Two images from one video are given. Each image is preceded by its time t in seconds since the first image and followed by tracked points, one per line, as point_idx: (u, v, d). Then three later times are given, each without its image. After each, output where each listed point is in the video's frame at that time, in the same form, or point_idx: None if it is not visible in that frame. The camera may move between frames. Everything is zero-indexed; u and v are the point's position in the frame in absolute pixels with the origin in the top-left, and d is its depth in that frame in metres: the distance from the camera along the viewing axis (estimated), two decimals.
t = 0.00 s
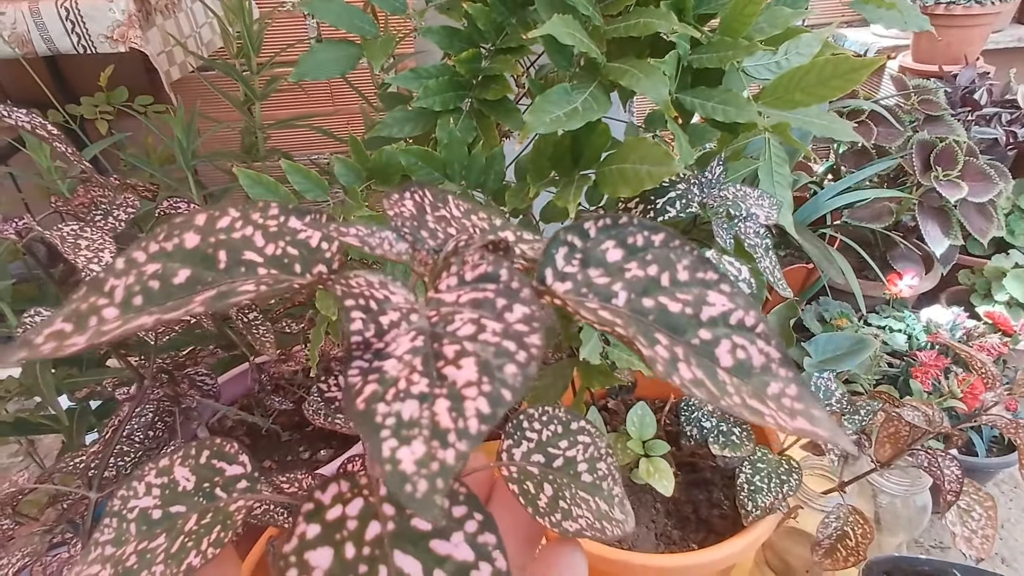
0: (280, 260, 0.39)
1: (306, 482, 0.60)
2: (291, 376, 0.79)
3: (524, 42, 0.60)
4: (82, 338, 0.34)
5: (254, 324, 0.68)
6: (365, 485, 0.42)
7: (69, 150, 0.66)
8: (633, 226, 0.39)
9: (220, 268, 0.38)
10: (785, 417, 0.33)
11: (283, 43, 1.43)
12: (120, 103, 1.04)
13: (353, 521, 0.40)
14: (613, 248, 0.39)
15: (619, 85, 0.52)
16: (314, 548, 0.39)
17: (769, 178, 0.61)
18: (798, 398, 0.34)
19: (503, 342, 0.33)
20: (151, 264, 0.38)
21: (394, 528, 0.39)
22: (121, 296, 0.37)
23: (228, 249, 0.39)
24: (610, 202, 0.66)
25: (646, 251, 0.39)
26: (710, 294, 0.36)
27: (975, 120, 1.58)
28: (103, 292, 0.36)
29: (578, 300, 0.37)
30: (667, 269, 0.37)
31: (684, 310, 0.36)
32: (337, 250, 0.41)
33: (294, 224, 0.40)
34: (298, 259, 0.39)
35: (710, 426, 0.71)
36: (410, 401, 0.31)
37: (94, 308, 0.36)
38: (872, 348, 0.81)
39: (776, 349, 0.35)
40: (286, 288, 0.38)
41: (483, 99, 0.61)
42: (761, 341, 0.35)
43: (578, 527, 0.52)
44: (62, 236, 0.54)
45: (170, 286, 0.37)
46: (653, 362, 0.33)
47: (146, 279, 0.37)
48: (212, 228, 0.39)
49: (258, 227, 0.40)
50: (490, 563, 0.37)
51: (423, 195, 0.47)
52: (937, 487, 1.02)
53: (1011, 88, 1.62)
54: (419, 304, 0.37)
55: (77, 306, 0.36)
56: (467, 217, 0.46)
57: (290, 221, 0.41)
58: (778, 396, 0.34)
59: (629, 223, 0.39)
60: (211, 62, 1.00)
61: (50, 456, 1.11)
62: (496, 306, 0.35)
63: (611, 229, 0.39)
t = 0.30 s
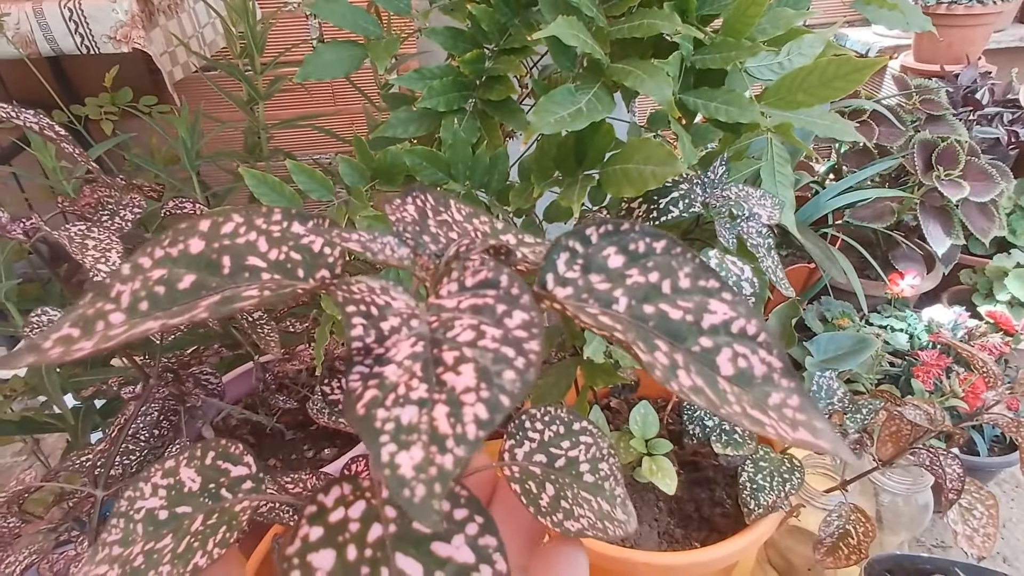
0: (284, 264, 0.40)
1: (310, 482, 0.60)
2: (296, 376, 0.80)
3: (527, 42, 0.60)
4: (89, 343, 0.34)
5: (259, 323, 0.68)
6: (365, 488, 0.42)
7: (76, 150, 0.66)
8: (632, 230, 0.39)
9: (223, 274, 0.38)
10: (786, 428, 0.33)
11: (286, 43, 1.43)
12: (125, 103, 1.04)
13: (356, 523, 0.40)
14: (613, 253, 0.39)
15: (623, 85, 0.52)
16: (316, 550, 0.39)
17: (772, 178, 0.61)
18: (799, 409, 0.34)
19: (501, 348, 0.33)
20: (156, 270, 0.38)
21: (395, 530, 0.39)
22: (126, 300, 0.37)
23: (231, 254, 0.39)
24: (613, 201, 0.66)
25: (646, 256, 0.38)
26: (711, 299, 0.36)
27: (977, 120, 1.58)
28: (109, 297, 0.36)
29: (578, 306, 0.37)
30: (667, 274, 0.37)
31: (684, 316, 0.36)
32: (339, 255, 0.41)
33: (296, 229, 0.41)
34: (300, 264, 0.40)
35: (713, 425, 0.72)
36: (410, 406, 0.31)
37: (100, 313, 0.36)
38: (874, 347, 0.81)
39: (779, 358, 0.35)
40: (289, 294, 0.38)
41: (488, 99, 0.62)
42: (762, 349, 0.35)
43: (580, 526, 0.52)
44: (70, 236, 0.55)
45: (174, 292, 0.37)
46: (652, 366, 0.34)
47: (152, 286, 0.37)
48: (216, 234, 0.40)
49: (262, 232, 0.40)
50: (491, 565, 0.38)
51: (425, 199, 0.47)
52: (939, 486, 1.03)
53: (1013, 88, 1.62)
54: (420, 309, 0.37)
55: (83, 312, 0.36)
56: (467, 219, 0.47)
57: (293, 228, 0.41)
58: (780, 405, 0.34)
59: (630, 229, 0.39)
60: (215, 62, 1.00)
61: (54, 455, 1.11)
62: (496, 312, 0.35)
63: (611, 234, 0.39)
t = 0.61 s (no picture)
0: (271, 269, 0.40)
1: (307, 483, 0.61)
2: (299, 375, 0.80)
3: (530, 43, 0.60)
4: (79, 350, 0.35)
5: (262, 323, 0.69)
6: (352, 490, 0.42)
7: (79, 150, 0.67)
8: (622, 231, 0.39)
9: (212, 279, 0.39)
10: (776, 424, 0.33)
11: (288, 43, 1.44)
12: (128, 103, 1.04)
13: (343, 525, 0.41)
14: (602, 253, 0.39)
15: (625, 86, 0.53)
16: (305, 553, 0.39)
17: (774, 178, 0.61)
18: (790, 405, 0.34)
19: (483, 351, 0.33)
20: (146, 276, 0.38)
21: (383, 533, 0.40)
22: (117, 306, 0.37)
23: (220, 259, 0.39)
24: (615, 202, 0.66)
25: (634, 256, 0.39)
26: (700, 299, 0.37)
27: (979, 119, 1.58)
28: (100, 303, 0.37)
29: (564, 306, 0.37)
30: (656, 274, 0.38)
31: (673, 316, 0.36)
32: (327, 258, 0.42)
33: (281, 231, 0.42)
34: (288, 269, 0.40)
35: (717, 426, 0.72)
36: (391, 410, 0.31)
37: (92, 319, 0.37)
38: (875, 347, 0.81)
39: (768, 354, 0.36)
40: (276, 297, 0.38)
41: (490, 100, 0.62)
42: (752, 346, 0.36)
43: (576, 526, 0.52)
44: (74, 236, 0.55)
45: (164, 296, 0.38)
46: (638, 366, 0.34)
47: (142, 291, 0.38)
48: (204, 239, 0.40)
49: (249, 237, 0.41)
50: (477, 566, 0.38)
51: (413, 202, 0.47)
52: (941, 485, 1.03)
53: (1015, 87, 1.62)
54: (404, 311, 0.37)
55: (75, 317, 0.37)
56: (458, 222, 0.47)
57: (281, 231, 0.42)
58: (770, 403, 0.34)
59: (617, 228, 0.39)
60: (218, 62, 1.00)
61: (57, 454, 1.12)
62: (478, 314, 0.35)
63: (600, 234, 0.39)
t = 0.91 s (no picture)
0: (275, 278, 0.41)
1: (313, 486, 0.61)
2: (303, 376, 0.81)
3: (534, 45, 0.61)
4: (86, 359, 0.35)
5: (267, 324, 0.69)
6: (356, 497, 0.42)
7: (85, 151, 0.67)
8: (621, 238, 0.40)
9: (217, 288, 0.39)
10: (775, 428, 0.33)
11: (292, 45, 1.44)
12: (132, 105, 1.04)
13: (348, 532, 0.41)
14: (601, 260, 0.39)
15: (629, 87, 0.53)
16: (309, 560, 0.40)
17: (776, 179, 0.61)
18: (789, 409, 0.34)
19: (484, 361, 0.33)
20: (151, 285, 0.38)
21: (386, 539, 0.40)
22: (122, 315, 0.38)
23: (224, 268, 0.40)
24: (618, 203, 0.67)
25: (634, 263, 0.39)
26: (700, 304, 0.37)
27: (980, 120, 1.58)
28: (106, 312, 0.37)
29: (564, 314, 0.38)
30: (655, 280, 0.38)
31: (673, 322, 0.37)
32: (330, 267, 0.42)
33: (285, 240, 0.42)
34: (292, 278, 0.41)
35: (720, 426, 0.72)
36: (394, 420, 0.32)
37: (98, 328, 0.37)
38: (876, 348, 0.82)
39: (768, 359, 0.36)
40: (280, 307, 0.39)
41: (493, 102, 0.62)
42: (751, 351, 0.36)
43: (578, 526, 0.52)
44: (82, 238, 0.55)
45: (170, 306, 0.38)
46: (638, 374, 0.34)
47: (147, 301, 0.38)
48: (209, 248, 0.40)
49: (254, 245, 0.41)
50: (481, 571, 0.39)
51: (414, 209, 0.47)
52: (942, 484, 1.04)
53: (1017, 87, 1.62)
54: (407, 321, 0.38)
55: (82, 326, 0.37)
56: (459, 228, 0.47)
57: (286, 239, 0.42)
58: (769, 407, 0.34)
59: (617, 235, 0.40)
60: (222, 64, 1.00)
61: (61, 455, 1.12)
62: (480, 325, 0.36)
63: (600, 242, 0.39)
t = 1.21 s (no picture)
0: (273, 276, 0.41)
1: (314, 484, 0.61)
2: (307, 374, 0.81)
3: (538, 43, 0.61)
4: (86, 357, 0.35)
5: (271, 321, 0.69)
6: (356, 493, 0.43)
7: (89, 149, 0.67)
8: (618, 233, 0.40)
9: (215, 287, 0.39)
10: (774, 422, 0.33)
11: (294, 44, 1.45)
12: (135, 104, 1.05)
13: (347, 527, 0.41)
14: (598, 256, 0.40)
15: (632, 85, 0.53)
16: (309, 556, 0.40)
17: (779, 177, 0.62)
18: (787, 403, 0.34)
19: (480, 356, 0.33)
20: (150, 284, 0.39)
21: (385, 534, 0.40)
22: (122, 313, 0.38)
23: (222, 266, 0.40)
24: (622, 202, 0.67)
25: (631, 258, 0.39)
26: (697, 299, 0.37)
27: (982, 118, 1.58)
28: (105, 311, 0.37)
29: (562, 309, 0.38)
30: (652, 275, 0.38)
31: (670, 317, 0.37)
32: (327, 265, 0.43)
33: (284, 240, 0.42)
34: (289, 275, 0.41)
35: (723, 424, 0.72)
36: (391, 416, 0.32)
37: (98, 327, 0.37)
38: (878, 346, 0.82)
39: (765, 353, 0.36)
40: (278, 304, 0.39)
41: (496, 100, 0.62)
42: (749, 345, 0.36)
43: (579, 521, 0.52)
44: (87, 236, 0.55)
45: (168, 305, 0.38)
46: (636, 368, 0.34)
47: (146, 299, 0.38)
48: (207, 247, 0.41)
49: (251, 243, 0.41)
50: (480, 565, 0.39)
51: (412, 206, 0.47)
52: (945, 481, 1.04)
53: (1019, 86, 1.62)
54: (404, 318, 0.38)
55: (82, 325, 0.37)
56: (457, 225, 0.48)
57: (284, 238, 0.43)
58: (767, 401, 0.34)
59: (614, 231, 0.40)
60: (225, 63, 1.00)
61: (64, 453, 1.13)
62: (476, 320, 0.36)
63: (596, 237, 0.40)
